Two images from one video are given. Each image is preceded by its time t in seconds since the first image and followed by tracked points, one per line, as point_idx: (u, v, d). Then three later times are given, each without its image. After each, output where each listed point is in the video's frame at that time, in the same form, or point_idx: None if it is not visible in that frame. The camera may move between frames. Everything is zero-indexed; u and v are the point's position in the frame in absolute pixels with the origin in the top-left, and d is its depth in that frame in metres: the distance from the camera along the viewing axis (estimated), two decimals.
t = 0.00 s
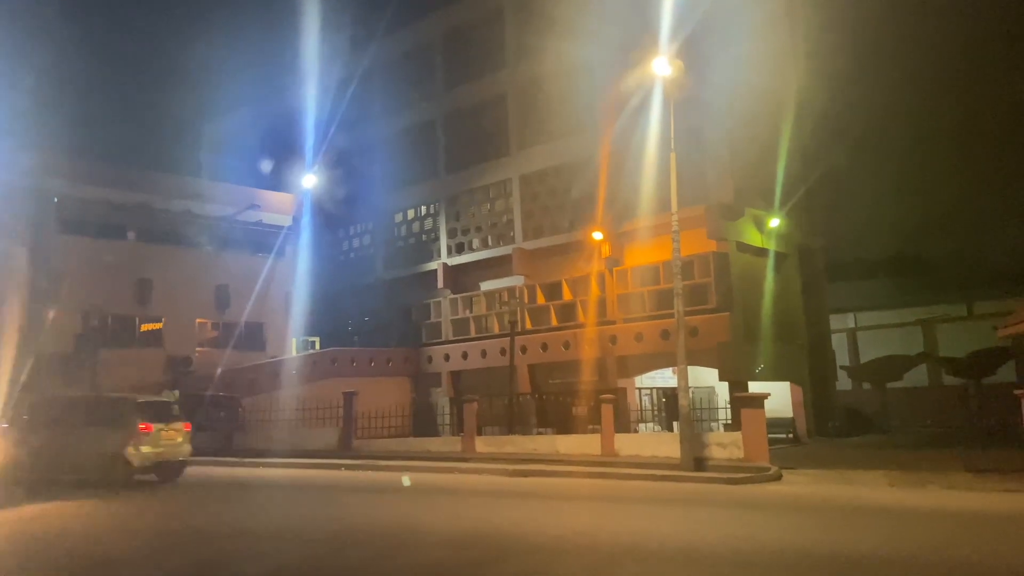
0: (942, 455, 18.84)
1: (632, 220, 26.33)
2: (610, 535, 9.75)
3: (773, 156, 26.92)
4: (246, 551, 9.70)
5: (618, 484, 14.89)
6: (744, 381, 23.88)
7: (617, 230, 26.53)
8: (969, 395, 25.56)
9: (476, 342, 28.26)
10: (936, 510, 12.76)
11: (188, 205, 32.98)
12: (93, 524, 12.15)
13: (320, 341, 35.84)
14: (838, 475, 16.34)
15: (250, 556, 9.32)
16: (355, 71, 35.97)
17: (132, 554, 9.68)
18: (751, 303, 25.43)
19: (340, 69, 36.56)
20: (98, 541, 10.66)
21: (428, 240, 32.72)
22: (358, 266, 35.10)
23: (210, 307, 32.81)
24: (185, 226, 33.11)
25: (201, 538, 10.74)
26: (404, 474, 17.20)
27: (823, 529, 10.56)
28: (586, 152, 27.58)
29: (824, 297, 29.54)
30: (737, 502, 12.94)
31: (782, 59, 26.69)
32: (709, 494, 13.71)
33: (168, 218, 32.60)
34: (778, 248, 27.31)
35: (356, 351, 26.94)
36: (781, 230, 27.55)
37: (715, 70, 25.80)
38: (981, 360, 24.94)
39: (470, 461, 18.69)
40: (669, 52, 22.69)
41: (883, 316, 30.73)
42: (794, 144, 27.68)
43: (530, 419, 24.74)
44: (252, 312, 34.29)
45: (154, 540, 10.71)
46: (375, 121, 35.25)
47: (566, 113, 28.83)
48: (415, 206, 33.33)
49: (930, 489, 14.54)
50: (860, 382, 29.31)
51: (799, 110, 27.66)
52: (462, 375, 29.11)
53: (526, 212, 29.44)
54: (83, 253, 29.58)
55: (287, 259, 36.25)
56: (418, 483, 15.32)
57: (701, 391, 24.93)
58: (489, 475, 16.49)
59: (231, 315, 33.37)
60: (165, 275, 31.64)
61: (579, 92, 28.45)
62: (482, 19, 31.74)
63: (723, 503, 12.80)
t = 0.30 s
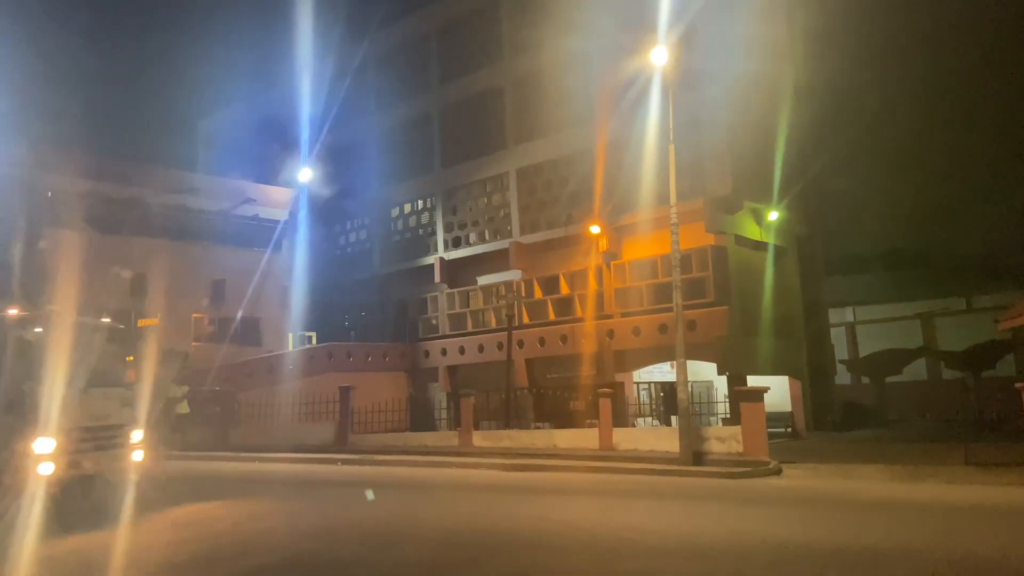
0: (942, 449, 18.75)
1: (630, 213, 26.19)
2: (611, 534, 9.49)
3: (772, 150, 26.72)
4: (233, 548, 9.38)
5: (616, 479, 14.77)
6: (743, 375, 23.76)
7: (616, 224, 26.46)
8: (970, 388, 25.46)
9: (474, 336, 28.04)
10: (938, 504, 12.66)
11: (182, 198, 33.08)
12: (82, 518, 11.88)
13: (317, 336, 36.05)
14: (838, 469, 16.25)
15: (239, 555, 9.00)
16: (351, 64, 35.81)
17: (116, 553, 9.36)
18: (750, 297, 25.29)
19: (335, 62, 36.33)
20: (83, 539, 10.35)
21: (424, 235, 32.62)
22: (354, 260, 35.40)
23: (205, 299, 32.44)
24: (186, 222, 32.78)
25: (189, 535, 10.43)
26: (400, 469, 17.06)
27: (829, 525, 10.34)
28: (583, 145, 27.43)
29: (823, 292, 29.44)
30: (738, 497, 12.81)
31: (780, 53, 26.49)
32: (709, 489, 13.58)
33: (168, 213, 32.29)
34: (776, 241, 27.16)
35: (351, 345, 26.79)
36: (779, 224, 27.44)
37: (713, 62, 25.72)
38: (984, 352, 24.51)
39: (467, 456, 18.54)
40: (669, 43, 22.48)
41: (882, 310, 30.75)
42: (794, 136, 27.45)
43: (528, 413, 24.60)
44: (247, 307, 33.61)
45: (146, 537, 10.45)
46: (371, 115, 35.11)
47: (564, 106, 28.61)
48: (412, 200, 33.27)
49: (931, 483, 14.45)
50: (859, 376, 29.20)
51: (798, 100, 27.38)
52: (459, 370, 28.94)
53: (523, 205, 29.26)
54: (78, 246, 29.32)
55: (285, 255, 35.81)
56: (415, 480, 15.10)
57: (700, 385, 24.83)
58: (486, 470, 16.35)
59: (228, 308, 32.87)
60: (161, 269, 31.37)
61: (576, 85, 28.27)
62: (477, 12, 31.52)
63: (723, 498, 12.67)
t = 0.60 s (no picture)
0: (950, 445, 18.55)
1: (630, 208, 26.04)
2: (612, 533, 9.28)
3: (777, 144, 26.42)
4: (225, 547, 9.19)
5: (619, 476, 14.61)
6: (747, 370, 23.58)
7: (616, 219, 26.25)
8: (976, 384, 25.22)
9: (475, 332, 28.00)
10: (947, 501, 12.48)
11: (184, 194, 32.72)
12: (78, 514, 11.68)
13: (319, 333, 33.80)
14: (844, 465, 16.08)
15: (227, 554, 8.78)
16: (353, 58, 35.77)
17: (103, 551, 9.17)
18: (754, 292, 25.09)
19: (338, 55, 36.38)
20: (73, 536, 10.17)
21: (426, 230, 32.69)
22: (357, 255, 35.66)
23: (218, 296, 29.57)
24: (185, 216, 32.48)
25: (182, 533, 10.27)
26: (402, 466, 16.91)
27: (833, 524, 10.12)
28: (586, 139, 27.14)
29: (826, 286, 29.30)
30: (743, 494, 12.65)
31: (786, 44, 25.93)
32: (713, 486, 13.41)
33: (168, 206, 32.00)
34: (781, 236, 26.96)
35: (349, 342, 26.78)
36: (784, 218, 27.22)
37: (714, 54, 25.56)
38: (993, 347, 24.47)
39: (470, 453, 18.38)
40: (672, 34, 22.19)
41: (888, 306, 30.66)
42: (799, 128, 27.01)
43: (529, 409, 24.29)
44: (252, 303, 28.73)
45: (141, 535, 10.28)
46: (373, 108, 35.06)
47: (567, 99, 28.35)
48: (413, 194, 33.25)
49: (939, 480, 14.27)
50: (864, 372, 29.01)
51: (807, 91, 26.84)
52: (461, 366, 28.89)
53: (526, 200, 29.07)
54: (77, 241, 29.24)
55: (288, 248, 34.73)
56: (416, 476, 14.97)
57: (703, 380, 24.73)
58: (487, 467, 16.19)
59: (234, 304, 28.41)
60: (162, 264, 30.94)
61: (580, 77, 28.00)
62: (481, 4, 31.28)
63: (728, 496, 12.49)
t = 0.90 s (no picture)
0: (966, 442, 18.21)
1: (639, 202, 25.70)
2: (626, 534, 9.01)
3: (789, 137, 26.10)
4: (220, 543, 8.94)
5: (629, 472, 14.43)
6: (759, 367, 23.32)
7: (627, 213, 25.91)
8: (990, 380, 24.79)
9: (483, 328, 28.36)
10: (963, 499, 12.21)
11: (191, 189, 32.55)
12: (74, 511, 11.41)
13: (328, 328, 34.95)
14: (858, 463, 15.81)
15: (222, 550, 8.53)
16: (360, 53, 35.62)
17: (95, 548, 8.90)
18: (765, 287, 24.82)
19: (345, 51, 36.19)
20: (69, 533, 9.91)
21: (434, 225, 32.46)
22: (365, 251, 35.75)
23: (212, 290, 27.22)
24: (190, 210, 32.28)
25: (177, 528, 10.05)
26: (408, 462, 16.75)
27: (851, 522, 9.84)
28: (595, 133, 26.93)
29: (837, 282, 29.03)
30: (755, 492, 12.43)
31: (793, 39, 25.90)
32: (724, 483, 13.21)
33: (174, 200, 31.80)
34: (792, 230, 26.66)
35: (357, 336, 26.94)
36: (795, 212, 26.87)
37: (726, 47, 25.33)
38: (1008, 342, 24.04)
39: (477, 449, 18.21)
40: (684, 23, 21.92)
41: (899, 301, 30.34)
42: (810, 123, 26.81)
43: (536, 405, 24.25)
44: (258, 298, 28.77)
45: (140, 530, 10.14)
46: (381, 103, 34.94)
47: (577, 92, 28.06)
48: (421, 189, 33.09)
49: (956, 478, 13.99)
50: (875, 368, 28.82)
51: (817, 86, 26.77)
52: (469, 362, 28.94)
53: (534, 194, 28.84)
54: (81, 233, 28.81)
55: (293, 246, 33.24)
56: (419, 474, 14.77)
57: (712, 376, 24.73)
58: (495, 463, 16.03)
59: (239, 297, 27.35)
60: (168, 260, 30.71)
61: (589, 70, 27.74)
62: None
63: (739, 493, 12.28)
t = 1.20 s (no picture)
0: (983, 439, 17.95)
1: (653, 197, 25.51)
2: (642, 534, 8.79)
3: (804, 130, 25.76)
4: (229, 541, 8.74)
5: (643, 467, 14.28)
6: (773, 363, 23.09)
7: (639, 207, 25.71)
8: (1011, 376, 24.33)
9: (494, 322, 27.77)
10: (985, 498, 11.97)
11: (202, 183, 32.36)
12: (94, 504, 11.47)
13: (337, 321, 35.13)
14: (875, 459, 15.58)
15: (235, 546, 8.55)
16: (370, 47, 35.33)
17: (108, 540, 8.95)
18: (779, 282, 24.56)
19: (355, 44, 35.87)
20: (85, 524, 9.98)
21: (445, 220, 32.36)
22: (376, 245, 36.32)
23: (227, 285, 31.86)
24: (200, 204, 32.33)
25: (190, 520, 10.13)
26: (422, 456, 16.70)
27: (870, 520, 9.69)
28: (607, 126, 26.67)
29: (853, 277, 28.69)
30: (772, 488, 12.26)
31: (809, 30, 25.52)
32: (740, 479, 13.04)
33: (184, 195, 31.86)
34: (808, 225, 26.36)
35: (369, 331, 26.50)
36: (810, 206, 26.56)
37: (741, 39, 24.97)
38: None
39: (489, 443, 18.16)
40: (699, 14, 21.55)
41: (919, 296, 29.98)
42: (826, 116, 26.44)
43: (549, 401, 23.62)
44: (268, 291, 33.00)
45: (153, 523, 10.09)
46: (392, 97, 34.82)
47: (589, 84, 27.82)
48: (432, 183, 32.95)
49: (977, 475, 13.73)
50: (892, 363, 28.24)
51: (835, 77, 26.26)
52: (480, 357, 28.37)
53: (546, 188, 28.65)
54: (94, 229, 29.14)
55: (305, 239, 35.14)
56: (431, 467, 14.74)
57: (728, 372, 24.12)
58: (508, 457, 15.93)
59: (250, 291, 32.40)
60: (179, 255, 30.89)
61: (601, 63, 27.51)
62: None
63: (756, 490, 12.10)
